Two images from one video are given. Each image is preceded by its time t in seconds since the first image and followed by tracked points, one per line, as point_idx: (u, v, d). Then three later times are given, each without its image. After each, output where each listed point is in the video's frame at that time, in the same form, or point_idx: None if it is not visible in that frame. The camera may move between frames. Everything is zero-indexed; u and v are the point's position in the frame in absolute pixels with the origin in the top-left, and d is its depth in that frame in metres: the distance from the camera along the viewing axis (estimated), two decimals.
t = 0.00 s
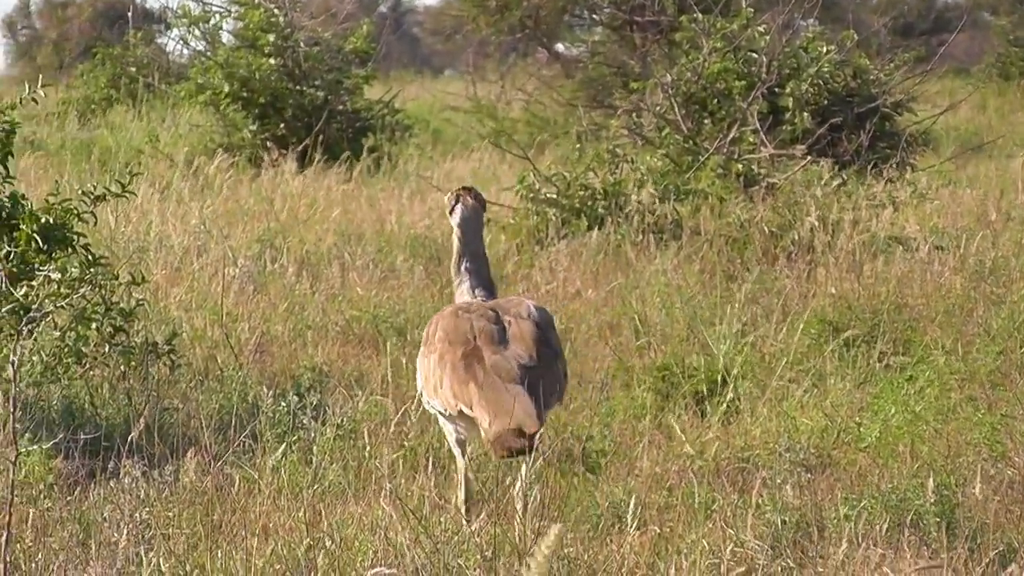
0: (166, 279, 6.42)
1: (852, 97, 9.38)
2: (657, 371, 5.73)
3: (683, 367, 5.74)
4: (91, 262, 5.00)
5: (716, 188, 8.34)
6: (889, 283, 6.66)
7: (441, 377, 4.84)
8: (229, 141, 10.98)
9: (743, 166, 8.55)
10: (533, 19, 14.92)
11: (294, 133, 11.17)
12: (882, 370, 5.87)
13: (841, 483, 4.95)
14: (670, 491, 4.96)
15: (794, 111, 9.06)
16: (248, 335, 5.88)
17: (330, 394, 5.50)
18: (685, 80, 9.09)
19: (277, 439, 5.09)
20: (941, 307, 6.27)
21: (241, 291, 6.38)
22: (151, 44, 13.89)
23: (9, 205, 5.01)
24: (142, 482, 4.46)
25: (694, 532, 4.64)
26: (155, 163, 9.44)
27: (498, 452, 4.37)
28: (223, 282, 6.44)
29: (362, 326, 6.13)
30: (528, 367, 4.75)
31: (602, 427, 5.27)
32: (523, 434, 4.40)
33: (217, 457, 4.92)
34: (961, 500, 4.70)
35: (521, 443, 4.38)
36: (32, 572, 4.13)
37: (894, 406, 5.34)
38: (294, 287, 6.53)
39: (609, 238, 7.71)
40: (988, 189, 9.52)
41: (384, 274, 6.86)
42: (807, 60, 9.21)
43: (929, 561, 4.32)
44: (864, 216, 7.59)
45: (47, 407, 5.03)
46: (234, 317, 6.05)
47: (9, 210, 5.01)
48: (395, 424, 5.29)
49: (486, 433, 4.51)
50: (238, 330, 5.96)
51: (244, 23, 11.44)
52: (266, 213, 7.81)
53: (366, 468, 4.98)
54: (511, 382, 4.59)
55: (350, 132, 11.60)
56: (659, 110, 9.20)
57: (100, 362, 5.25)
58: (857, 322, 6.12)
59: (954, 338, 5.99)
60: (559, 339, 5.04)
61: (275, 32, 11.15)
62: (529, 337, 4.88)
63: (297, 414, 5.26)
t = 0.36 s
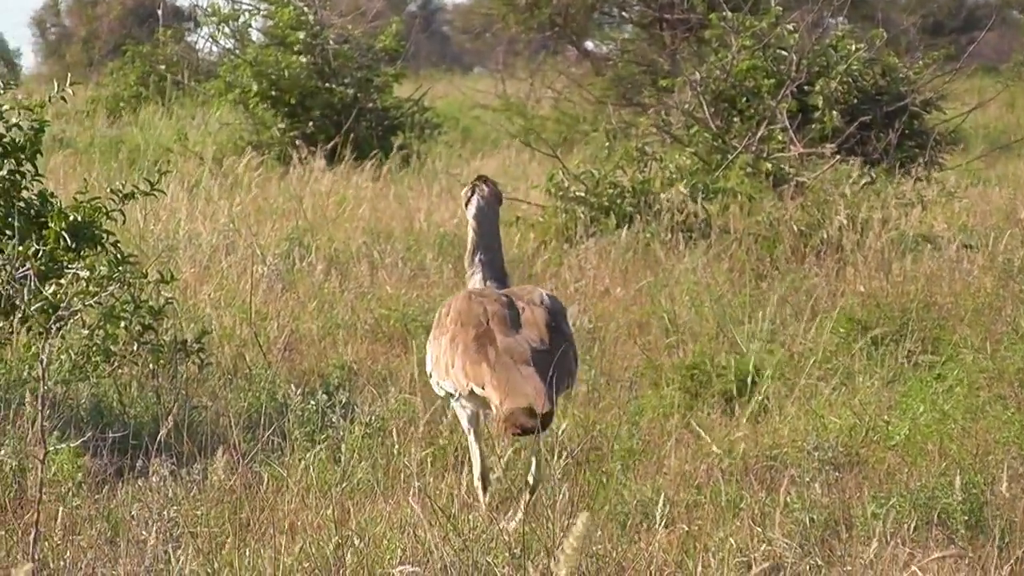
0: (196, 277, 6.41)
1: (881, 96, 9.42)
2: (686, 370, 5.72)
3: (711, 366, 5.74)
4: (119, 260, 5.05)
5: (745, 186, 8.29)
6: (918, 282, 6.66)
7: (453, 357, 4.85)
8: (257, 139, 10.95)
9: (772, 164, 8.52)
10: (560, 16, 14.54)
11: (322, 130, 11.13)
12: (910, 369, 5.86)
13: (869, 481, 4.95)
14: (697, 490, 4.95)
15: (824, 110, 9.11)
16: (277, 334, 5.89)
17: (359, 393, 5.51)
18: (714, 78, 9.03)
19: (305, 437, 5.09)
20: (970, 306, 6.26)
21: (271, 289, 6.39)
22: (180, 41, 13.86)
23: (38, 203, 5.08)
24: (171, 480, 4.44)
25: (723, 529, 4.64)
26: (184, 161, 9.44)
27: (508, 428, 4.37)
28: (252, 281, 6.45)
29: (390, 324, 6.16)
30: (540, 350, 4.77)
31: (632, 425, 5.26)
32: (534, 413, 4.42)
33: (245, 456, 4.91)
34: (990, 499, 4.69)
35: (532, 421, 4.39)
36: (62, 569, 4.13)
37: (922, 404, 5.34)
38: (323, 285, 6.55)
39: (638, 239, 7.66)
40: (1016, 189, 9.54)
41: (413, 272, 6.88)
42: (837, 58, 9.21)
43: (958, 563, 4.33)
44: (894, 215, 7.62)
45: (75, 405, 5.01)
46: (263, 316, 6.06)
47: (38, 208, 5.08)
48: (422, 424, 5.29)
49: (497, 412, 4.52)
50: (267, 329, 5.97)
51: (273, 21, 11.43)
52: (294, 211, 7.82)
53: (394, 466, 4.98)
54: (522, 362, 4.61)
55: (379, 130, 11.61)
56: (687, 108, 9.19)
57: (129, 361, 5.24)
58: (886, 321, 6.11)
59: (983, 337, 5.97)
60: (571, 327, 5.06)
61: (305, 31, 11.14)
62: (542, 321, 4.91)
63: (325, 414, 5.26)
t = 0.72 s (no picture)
0: (209, 275, 6.41)
1: (894, 94, 9.44)
2: (699, 368, 5.71)
3: (724, 364, 5.71)
4: (131, 258, 5.03)
5: (757, 184, 8.29)
6: (931, 279, 6.67)
7: (460, 354, 4.90)
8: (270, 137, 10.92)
9: (785, 162, 8.51)
10: (575, 15, 14.67)
11: (334, 129, 11.12)
12: (922, 368, 5.86)
13: (882, 479, 4.93)
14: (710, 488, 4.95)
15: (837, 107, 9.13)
16: (289, 330, 5.90)
17: (371, 390, 5.52)
18: (726, 77, 9.05)
19: (317, 435, 5.09)
20: (983, 304, 6.26)
21: (282, 287, 6.40)
22: (192, 39, 13.83)
23: (51, 201, 5.09)
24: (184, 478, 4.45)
25: (737, 527, 4.64)
26: (197, 159, 9.42)
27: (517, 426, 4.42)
28: (264, 278, 6.45)
29: (403, 322, 6.20)
30: (546, 346, 4.80)
31: (644, 423, 5.25)
32: (542, 410, 4.44)
33: (258, 453, 4.92)
34: (1003, 497, 4.68)
35: (540, 419, 4.42)
36: (76, 565, 4.13)
37: (935, 402, 5.33)
38: (336, 282, 6.57)
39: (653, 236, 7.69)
40: None
41: (426, 269, 6.91)
42: (850, 56, 9.26)
43: (970, 561, 4.33)
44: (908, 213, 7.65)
45: (88, 403, 5.02)
46: (275, 313, 6.07)
47: (50, 206, 5.09)
48: (433, 422, 5.29)
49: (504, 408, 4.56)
50: (280, 325, 5.98)
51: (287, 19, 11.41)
52: (308, 208, 7.81)
53: (407, 463, 4.99)
54: (529, 358, 4.65)
55: (391, 129, 11.62)
56: (700, 106, 9.13)
57: (141, 358, 5.25)
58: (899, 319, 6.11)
59: (996, 335, 5.97)
60: (576, 321, 5.11)
61: (318, 29, 11.15)
62: (547, 317, 4.94)
63: (338, 413, 5.27)
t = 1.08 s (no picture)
0: (217, 274, 6.42)
1: (901, 92, 9.41)
2: (706, 366, 5.72)
3: (731, 362, 5.72)
4: (138, 256, 5.02)
5: (765, 182, 8.27)
6: (938, 277, 6.68)
7: (448, 349, 4.96)
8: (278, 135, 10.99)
9: (792, 161, 8.51)
10: (581, 13, 14.73)
11: (343, 127, 11.17)
12: (929, 366, 5.86)
13: (889, 478, 4.93)
14: (716, 486, 4.94)
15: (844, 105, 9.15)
16: (297, 329, 5.90)
17: (379, 389, 5.53)
18: (734, 74, 9.02)
19: (325, 433, 5.09)
20: (991, 301, 6.26)
21: (289, 286, 6.38)
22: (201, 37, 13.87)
23: (57, 199, 5.09)
24: (190, 476, 4.44)
25: (744, 526, 4.65)
26: (204, 157, 9.43)
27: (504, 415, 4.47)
28: (272, 276, 6.46)
29: (412, 320, 6.22)
30: (533, 340, 4.86)
31: (650, 421, 5.24)
32: (530, 399, 4.50)
33: (265, 452, 4.92)
34: (1010, 496, 4.69)
35: (528, 407, 4.48)
36: (83, 564, 4.14)
37: (942, 401, 5.33)
38: (343, 281, 6.57)
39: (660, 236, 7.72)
40: None
41: (433, 269, 6.94)
42: (857, 55, 9.19)
43: (977, 560, 4.34)
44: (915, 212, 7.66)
45: (94, 401, 5.01)
46: (281, 313, 6.08)
47: (57, 204, 5.10)
48: (439, 422, 5.28)
49: (492, 399, 4.61)
50: (288, 325, 5.98)
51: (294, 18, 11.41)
52: (315, 207, 7.82)
53: (414, 462, 5.00)
54: (516, 350, 4.71)
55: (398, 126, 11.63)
56: (707, 105, 9.20)
57: (148, 357, 5.26)
58: (906, 317, 6.11)
59: (1004, 333, 5.97)
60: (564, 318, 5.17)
61: (325, 27, 11.15)
62: (535, 312, 5.01)
63: (346, 410, 5.27)
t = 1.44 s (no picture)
0: (233, 275, 6.45)
1: (918, 93, 9.52)
2: (723, 367, 5.73)
3: (749, 363, 5.73)
4: (156, 258, 5.02)
5: (782, 183, 8.25)
6: (954, 278, 6.67)
7: (463, 336, 4.93)
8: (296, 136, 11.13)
9: (809, 162, 8.45)
10: (598, 15, 14.72)
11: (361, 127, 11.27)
12: (946, 367, 5.86)
13: (906, 478, 4.93)
14: (734, 487, 4.94)
15: (861, 106, 9.14)
16: (314, 330, 5.91)
17: (396, 388, 5.53)
18: (751, 75, 8.96)
19: (342, 434, 5.09)
20: (1008, 302, 6.25)
21: (307, 286, 6.40)
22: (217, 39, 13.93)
23: (75, 200, 5.09)
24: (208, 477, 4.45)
25: (762, 527, 4.65)
26: (222, 158, 9.48)
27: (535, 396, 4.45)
28: (291, 277, 6.46)
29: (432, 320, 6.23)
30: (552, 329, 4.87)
31: (668, 422, 5.25)
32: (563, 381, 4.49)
33: (282, 452, 4.93)
34: None
35: (561, 390, 4.46)
36: (101, 564, 4.15)
37: (958, 401, 5.34)
38: (361, 282, 6.57)
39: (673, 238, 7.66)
40: None
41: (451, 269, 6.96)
42: (873, 55, 9.20)
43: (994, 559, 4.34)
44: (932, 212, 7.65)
45: (112, 401, 5.01)
46: (298, 313, 6.08)
47: (75, 205, 5.10)
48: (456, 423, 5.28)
49: (518, 381, 4.60)
50: (305, 326, 5.99)
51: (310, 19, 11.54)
52: (333, 207, 7.84)
53: (432, 463, 5.00)
54: (541, 336, 4.71)
55: (415, 127, 11.70)
56: (724, 105, 9.10)
57: (164, 357, 5.30)
58: (923, 318, 6.11)
59: (1022, 334, 5.96)
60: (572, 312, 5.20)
61: (341, 28, 11.25)
62: (549, 304, 5.02)
63: (364, 410, 5.28)
